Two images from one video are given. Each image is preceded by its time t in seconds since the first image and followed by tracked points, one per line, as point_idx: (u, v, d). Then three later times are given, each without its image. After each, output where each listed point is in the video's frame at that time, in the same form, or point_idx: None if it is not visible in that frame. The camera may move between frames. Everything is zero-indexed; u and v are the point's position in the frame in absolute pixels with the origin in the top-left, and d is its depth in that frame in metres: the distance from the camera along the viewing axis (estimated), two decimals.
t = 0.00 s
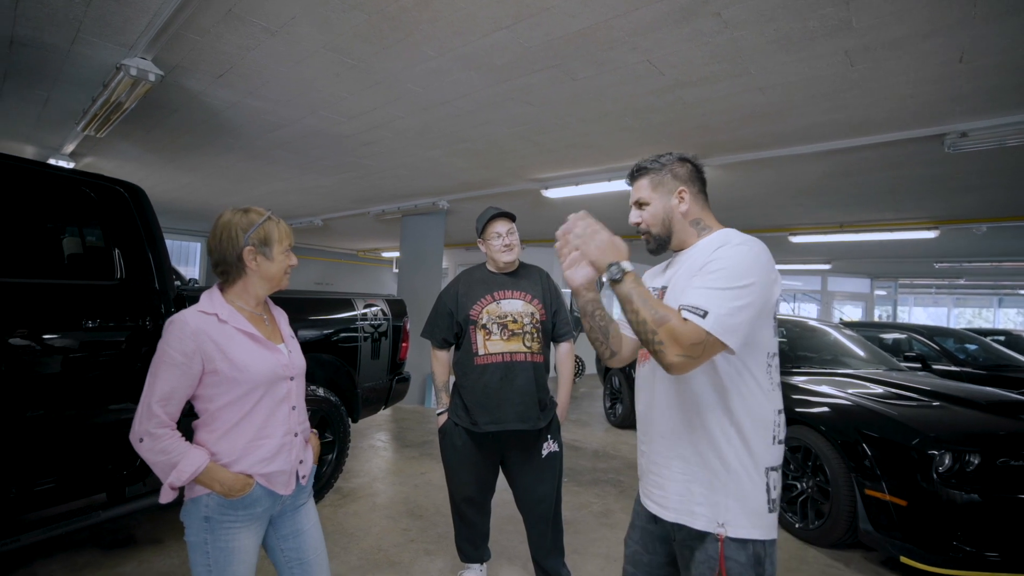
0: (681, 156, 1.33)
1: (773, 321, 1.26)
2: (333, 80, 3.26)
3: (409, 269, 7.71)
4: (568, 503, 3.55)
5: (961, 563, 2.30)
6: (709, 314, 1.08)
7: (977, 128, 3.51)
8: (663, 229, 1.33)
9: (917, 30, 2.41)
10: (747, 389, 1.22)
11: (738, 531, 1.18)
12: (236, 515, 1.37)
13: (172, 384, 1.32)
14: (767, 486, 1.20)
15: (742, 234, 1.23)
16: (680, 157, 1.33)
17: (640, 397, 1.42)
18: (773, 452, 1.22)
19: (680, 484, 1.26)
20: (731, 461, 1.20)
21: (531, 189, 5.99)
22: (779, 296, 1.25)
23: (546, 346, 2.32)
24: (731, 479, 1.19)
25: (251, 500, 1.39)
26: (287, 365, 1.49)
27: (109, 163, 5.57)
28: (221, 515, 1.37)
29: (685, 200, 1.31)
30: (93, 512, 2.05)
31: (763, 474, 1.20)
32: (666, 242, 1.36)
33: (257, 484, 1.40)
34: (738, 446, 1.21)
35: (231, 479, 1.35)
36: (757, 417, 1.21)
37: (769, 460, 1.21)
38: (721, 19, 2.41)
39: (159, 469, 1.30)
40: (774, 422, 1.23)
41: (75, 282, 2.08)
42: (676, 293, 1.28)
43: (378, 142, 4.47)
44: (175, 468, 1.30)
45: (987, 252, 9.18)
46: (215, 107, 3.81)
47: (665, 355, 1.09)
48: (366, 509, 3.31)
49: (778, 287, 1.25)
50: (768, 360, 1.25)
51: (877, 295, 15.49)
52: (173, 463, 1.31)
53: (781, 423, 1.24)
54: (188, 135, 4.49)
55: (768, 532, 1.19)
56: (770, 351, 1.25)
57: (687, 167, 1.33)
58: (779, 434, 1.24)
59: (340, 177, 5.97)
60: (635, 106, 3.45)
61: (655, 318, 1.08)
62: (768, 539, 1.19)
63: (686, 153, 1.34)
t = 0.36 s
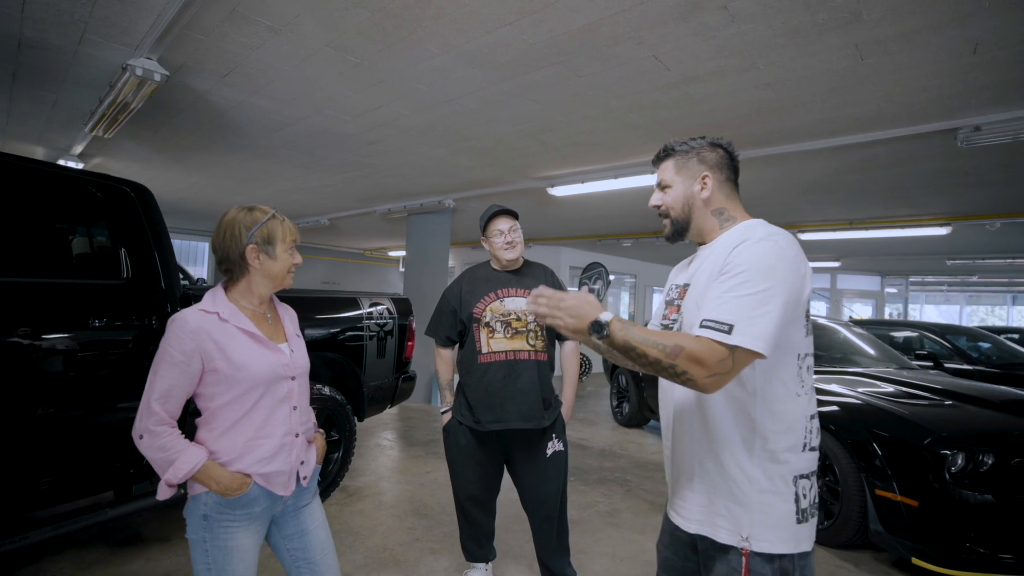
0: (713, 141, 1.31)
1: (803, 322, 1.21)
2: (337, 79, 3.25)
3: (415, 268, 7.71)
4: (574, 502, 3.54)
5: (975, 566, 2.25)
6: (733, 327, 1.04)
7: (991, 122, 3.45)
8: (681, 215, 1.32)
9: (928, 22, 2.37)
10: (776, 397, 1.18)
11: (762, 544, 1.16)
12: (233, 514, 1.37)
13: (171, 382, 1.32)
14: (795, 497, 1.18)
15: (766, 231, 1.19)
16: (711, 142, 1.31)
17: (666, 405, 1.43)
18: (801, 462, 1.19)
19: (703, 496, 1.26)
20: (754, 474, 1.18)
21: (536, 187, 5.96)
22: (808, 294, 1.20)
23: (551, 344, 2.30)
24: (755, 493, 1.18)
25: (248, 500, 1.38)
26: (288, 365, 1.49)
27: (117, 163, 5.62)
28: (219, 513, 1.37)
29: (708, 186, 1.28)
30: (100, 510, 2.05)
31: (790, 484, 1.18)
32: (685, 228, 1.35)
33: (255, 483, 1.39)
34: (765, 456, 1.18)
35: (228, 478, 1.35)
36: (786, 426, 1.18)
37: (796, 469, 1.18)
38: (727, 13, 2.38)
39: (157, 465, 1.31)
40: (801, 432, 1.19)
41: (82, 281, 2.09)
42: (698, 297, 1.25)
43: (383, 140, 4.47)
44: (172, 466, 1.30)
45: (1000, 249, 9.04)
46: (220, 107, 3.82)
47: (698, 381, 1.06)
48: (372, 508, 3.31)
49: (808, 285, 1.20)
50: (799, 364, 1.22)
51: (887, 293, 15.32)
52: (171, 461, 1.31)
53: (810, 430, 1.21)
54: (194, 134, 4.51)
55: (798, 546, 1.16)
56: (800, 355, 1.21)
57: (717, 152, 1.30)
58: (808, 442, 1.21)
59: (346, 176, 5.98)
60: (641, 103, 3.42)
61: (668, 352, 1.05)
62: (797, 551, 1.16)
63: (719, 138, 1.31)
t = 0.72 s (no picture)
0: (725, 131, 1.28)
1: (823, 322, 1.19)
2: (341, 76, 3.25)
3: (421, 266, 7.72)
4: (580, 501, 3.53)
5: (987, 567, 2.22)
6: (759, 332, 1.02)
7: (1005, 116, 3.38)
8: (691, 210, 1.35)
9: (938, 14, 2.33)
10: (788, 402, 1.16)
11: (769, 551, 1.15)
12: (233, 511, 1.37)
13: (173, 378, 1.33)
14: (805, 502, 1.16)
15: (784, 228, 1.16)
16: (723, 133, 1.28)
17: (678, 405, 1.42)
18: (813, 468, 1.17)
19: (710, 499, 1.26)
20: (764, 480, 1.17)
21: (542, 185, 5.94)
22: (830, 292, 1.17)
23: (555, 341, 2.28)
24: (763, 499, 1.16)
25: (248, 497, 1.38)
26: (290, 363, 1.48)
27: (124, 162, 5.66)
28: (218, 510, 1.37)
29: (714, 182, 1.28)
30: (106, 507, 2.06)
31: (801, 490, 1.16)
32: (700, 221, 1.36)
33: (254, 481, 1.39)
34: (774, 461, 1.16)
35: (227, 475, 1.35)
36: (798, 431, 1.16)
37: (807, 474, 1.16)
38: (734, 6, 2.35)
39: (158, 460, 1.31)
40: (815, 437, 1.17)
41: (89, 278, 2.10)
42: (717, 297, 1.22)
43: (388, 138, 4.46)
44: (172, 461, 1.30)
45: (1013, 246, 8.91)
46: (225, 105, 3.83)
47: (731, 390, 1.05)
48: (377, 506, 3.32)
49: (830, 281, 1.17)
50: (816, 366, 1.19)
51: (897, 291, 15.17)
52: (172, 456, 1.31)
53: (825, 435, 1.18)
54: (200, 133, 4.53)
55: (808, 553, 1.14)
56: (817, 356, 1.18)
57: (726, 144, 1.27)
58: (822, 446, 1.18)
59: (351, 175, 5.99)
60: (646, 99, 3.39)
61: (694, 361, 1.06)
62: (806, 558, 1.15)
63: (732, 128, 1.28)
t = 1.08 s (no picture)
0: (699, 133, 1.27)
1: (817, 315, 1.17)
2: (341, 73, 3.24)
3: (422, 264, 7.71)
4: (580, 499, 3.52)
5: (989, 568, 2.19)
6: (792, 336, 0.98)
7: (1010, 113, 3.35)
8: (681, 215, 1.34)
9: (943, 9, 2.30)
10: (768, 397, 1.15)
11: (747, 546, 1.14)
12: (230, 509, 1.36)
13: (173, 373, 1.32)
14: (785, 499, 1.14)
15: (772, 225, 1.13)
16: (697, 134, 1.27)
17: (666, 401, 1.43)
18: (796, 465, 1.15)
19: (695, 494, 1.26)
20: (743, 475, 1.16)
21: (543, 183, 5.93)
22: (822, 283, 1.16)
23: (556, 339, 2.27)
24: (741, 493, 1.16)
25: (245, 495, 1.37)
26: (290, 360, 1.47)
27: (125, 160, 5.66)
28: (216, 507, 1.36)
29: (695, 185, 1.27)
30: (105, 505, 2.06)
31: (781, 487, 1.14)
32: (692, 225, 1.35)
33: (252, 478, 1.38)
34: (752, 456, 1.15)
35: (225, 471, 1.34)
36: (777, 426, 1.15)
37: (789, 470, 1.14)
38: (736, 1, 2.33)
39: (156, 455, 1.31)
40: (798, 434, 1.16)
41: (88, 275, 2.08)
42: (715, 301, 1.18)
43: (388, 136, 4.45)
44: (171, 456, 1.29)
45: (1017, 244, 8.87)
46: (225, 102, 3.82)
47: (795, 397, 1.00)
48: (377, 504, 3.31)
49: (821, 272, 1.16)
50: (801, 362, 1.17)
51: (900, 290, 15.13)
52: (170, 452, 1.30)
53: (809, 432, 1.17)
54: (200, 130, 4.53)
55: (788, 549, 1.12)
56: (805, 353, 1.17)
57: (702, 146, 1.26)
58: (806, 444, 1.17)
59: (352, 172, 5.98)
60: (648, 95, 3.37)
61: (747, 380, 1.01)
62: (786, 555, 1.12)
63: (707, 128, 1.26)
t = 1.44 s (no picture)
0: (703, 125, 1.25)
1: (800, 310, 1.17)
2: (339, 69, 3.22)
3: (422, 262, 7.70)
4: (579, 497, 3.51)
5: (990, 567, 2.19)
6: (769, 334, 0.98)
7: (1013, 109, 3.33)
8: (669, 203, 1.32)
9: (944, 3, 2.28)
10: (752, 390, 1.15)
11: (731, 538, 1.13)
12: (227, 505, 1.36)
13: (168, 370, 1.31)
14: (768, 492, 1.14)
15: (755, 222, 1.13)
16: (700, 126, 1.26)
17: (649, 393, 1.42)
18: (780, 457, 1.15)
19: (677, 487, 1.25)
20: (728, 468, 1.15)
21: (543, 180, 5.92)
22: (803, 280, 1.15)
23: (553, 337, 2.26)
24: (725, 486, 1.15)
25: (242, 491, 1.36)
26: (286, 356, 1.46)
27: (124, 157, 5.64)
28: (212, 503, 1.35)
29: (690, 175, 1.26)
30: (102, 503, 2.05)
31: (765, 480, 1.14)
32: (678, 214, 1.34)
33: (249, 475, 1.37)
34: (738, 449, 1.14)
35: (222, 468, 1.33)
36: (760, 420, 1.14)
37: (774, 463, 1.14)
38: None
39: (152, 452, 1.30)
40: (780, 426, 1.15)
41: (84, 273, 2.07)
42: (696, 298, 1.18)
43: (387, 133, 4.44)
44: (167, 453, 1.28)
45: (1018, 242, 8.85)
46: (222, 99, 3.80)
47: (769, 392, 1.00)
48: (375, 502, 3.31)
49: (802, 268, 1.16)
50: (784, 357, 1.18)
51: (901, 287, 15.12)
52: (166, 448, 1.29)
53: (791, 425, 1.17)
54: (198, 127, 4.51)
55: (771, 541, 1.12)
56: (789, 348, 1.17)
57: (704, 138, 1.24)
58: (789, 438, 1.17)
59: (351, 170, 5.96)
60: (647, 92, 3.36)
61: (723, 377, 1.02)
62: (770, 548, 1.12)
63: (711, 122, 1.25)
